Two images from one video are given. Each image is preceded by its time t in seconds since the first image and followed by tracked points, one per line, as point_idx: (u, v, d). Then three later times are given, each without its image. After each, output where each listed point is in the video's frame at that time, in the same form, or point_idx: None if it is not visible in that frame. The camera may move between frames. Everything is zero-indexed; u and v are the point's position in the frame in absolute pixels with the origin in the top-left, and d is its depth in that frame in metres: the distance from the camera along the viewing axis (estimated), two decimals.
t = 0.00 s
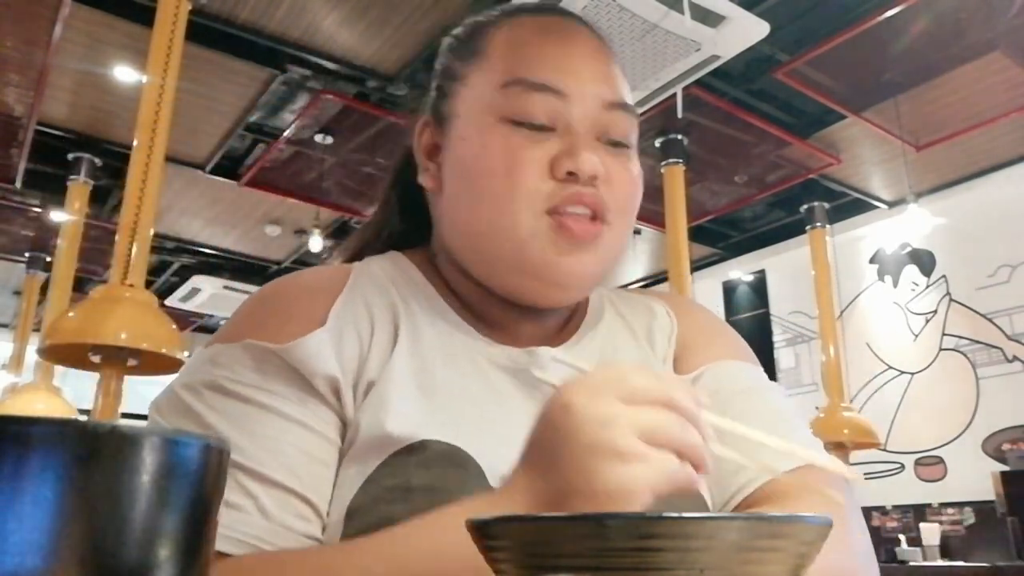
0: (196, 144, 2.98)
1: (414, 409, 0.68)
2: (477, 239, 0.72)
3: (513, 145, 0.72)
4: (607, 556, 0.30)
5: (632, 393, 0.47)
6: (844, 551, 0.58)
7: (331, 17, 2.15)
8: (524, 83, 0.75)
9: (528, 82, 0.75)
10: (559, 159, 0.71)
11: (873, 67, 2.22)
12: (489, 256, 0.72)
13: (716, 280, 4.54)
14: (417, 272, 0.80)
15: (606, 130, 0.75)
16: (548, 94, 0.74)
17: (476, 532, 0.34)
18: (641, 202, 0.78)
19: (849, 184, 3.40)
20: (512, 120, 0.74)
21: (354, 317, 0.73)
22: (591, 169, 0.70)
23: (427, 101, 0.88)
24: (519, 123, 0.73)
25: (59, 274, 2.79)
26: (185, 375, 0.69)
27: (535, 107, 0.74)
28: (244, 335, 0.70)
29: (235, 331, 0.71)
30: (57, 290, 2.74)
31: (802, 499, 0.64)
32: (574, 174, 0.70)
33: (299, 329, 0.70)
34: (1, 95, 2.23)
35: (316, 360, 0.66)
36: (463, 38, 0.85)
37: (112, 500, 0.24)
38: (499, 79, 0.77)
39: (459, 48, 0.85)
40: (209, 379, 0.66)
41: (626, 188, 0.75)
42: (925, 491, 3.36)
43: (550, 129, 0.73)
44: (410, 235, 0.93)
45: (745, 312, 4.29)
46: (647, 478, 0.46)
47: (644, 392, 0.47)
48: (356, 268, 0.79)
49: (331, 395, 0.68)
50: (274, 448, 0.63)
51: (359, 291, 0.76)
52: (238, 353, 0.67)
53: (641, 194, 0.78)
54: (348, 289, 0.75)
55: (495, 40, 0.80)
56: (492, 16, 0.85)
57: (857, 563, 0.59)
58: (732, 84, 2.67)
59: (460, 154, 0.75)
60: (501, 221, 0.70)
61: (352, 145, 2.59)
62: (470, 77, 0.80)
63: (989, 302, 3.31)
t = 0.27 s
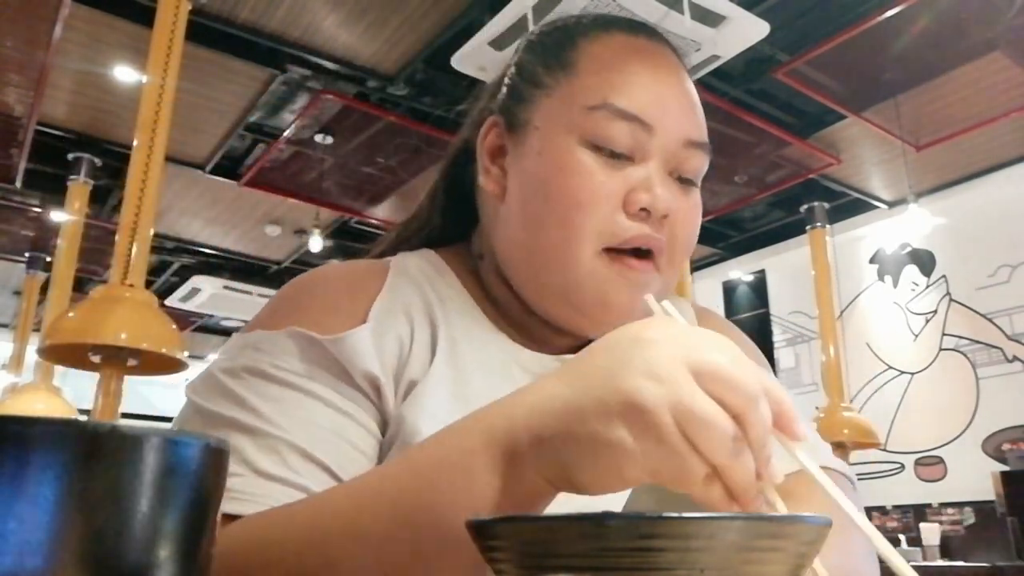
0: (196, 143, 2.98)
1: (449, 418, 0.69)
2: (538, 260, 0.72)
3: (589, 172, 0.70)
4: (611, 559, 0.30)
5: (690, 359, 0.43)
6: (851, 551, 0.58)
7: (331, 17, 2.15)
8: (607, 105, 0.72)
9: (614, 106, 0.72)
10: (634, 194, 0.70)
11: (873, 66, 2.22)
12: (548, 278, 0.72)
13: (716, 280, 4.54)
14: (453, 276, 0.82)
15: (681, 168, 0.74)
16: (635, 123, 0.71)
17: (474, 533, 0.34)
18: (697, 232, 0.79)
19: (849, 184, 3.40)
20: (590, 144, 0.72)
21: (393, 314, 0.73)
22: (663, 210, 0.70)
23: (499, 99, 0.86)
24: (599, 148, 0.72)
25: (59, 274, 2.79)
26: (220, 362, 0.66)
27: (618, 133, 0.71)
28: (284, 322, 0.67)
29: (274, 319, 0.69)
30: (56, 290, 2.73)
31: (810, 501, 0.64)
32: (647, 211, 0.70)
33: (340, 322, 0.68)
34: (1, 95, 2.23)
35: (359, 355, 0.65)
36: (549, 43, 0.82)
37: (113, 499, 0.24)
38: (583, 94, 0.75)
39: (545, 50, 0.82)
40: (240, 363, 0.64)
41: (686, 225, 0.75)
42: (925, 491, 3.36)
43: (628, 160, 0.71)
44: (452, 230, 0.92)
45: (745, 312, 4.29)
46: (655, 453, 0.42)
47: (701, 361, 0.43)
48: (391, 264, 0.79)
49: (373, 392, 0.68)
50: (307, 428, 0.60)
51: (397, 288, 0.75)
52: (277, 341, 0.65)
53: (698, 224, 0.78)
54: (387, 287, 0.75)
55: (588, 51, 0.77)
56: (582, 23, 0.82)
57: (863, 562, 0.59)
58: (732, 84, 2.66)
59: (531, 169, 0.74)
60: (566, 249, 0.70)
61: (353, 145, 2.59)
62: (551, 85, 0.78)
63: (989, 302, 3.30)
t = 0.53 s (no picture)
0: (196, 143, 2.98)
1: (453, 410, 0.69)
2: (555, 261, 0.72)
3: (610, 178, 0.70)
4: (611, 559, 0.30)
5: (690, 344, 0.41)
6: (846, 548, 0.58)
7: (331, 17, 2.15)
8: (634, 114, 0.72)
9: (638, 116, 0.71)
10: (654, 203, 0.69)
11: (873, 67, 2.22)
12: (563, 279, 0.72)
13: (716, 281, 4.54)
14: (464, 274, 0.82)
15: (698, 181, 0.74)
16: (658, 133, 0.71)
17: (475, 533, 0.34)
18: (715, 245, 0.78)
19: (849, 184, 3.40)
20: (613, 151, 0.71)
21: (403, 305, 0.73)
22: (682, 222, 0.69)
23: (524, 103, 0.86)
24: (621, 156, 0.71)
25: (59, 274, 2.79)
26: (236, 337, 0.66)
27: (642, 143, 0.70)
28: (302, 303, 0.69)
29: (291, 301, 0.70)
30: (56, 290, 2.73)
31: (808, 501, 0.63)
32: (667, 221, 0.69)
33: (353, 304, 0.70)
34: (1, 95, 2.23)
35: (370, 338, 0.66)
36: (582, 48, 0.82)
37: (112, 500, 0.24)
38: (608, 101, 0.74)
39: (572, 58, 0.82)
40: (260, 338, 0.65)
41: (704, 237, 0.74)
42: (925, 491, 3.36)
43: (649, 170, 0.71)
44: (467, 228, 0.92)
45: (744, 313, 4.29)
46: (657, 442, 0.41)
47: (704, 345, 0.41)
48: (405, 258, 0.80)
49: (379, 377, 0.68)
50: (319, 406, 0.61)
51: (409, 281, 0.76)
52: (295, 319, 0.66)
53: (716, 237, 0.78)
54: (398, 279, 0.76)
55: (617, 60, 0.77)
56: (616, 31, 0.82)
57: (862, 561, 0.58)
58: (732, 85, 2.67)
59: (551, 173, 0.74)
60: (582, 252, 0.70)
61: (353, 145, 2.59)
62: (577, 91, 0.77)
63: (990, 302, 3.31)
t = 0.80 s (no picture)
0: (196, 143, 2.98)
1: (454, 413, 0.68)
2: (565, 269, 0.72)
3: (626, 188, 0.70)
4: (614, 562, 0.30)
5: (722, 373, 0.47)
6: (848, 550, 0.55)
7: (331, 18, 2.15)
8: (650, 123, 0.72)
9: (655, 127, 0.72)
10: (667, 214, 0.69)
11: (873, 67, 2.22)
12: (572, 288, 0.72)
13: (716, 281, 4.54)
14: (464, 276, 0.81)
15: (709, 194, 0.75)
16: (674, 145, 0.71)
17: (475, 532, 0.34)
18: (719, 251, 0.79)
19: (849, 184, 3.40)
20: (628, 160, 0.72)
21: (406, 307, 0.73)
22: (693, 234, 0.70)
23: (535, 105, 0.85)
24: (638, 166, 0.71)
25: (59, 274, 2.79)
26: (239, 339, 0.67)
27: (657, 152, 0.71)
28: (306, 307, 0.70)
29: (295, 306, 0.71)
30: (56, 290, 2.74)
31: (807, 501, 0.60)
32: (678, 231, 0.70)
33: (356, 309, 0.71)
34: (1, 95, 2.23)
35: (376, 343, 0.67)
36: (598, 52, 0.82)
37: (113, 499, 0.24)
38: (623, 109, 0.74)
39: (585, 64, 0.81)
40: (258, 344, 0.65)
41: (711, 246, 0.75)
42: (925, 491, 3.36)
43: (664, 181, 0.71)
44: (473, 231, 0.92)
45: (745, 313, 4.29)
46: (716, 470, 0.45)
47: (732, 373, 0.47)
48: (407, 260, 0.80)
49: (384, 378, 0.68)
50: (325, 412, 0.62)
51: (412, 284, 0.76)
52: (302, 324, 0.67)
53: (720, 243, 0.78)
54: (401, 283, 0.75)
55: (633, 67, 0.77)
56: (633, 37, 0.82)
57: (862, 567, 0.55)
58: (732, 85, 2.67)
59: (563, 178, 0.74)
60: (594, 261, 0.70)
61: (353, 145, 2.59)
62: (591, 97, 0.77)
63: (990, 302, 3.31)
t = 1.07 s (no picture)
0: (196, 143, 2.98)
1: (462, 411, 0.68)
2: (568, 268, 0.72)
3: (630, 189, 0.70)
4: (613, 560, 0.30)
5: (785, 402, 0.39)
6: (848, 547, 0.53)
7: (331, 17, 2.15)
8: (655, 126, 0.72)
9: (660, 130, 0.72)
10: (671, 215, 0.69)
11: (873, 67, 2.22)
12: (575, 288, 0.72)
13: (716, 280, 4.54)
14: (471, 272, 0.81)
15: (713, 197, 0.75)
16: (679, 147, 0.71)
17: (475, 533, 0.34)
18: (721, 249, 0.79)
19: (849, 184, 3.40)
20: (633, 161, 0.72)
21: (417, 301, 0.73)
22: (698, 236, 0.70)
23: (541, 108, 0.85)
24: (644, 168, 0.71)
25: (59, 274, 2.79)
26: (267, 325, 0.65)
27: (662, 155, 0.71)
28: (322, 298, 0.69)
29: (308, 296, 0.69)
30: (56, 290, 2.74)
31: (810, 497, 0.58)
32: (682, 234, 0.69)
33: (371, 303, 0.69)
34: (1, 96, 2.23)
35: (394, 335, 0.66)
36: (604, 55, 0.82)
37: (113, 500, 0.24)
38: (629, 111, 0.74)
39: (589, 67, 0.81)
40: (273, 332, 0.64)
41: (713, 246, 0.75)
42: (925, 491, 3.36)
43: (668, 183, 0.71)
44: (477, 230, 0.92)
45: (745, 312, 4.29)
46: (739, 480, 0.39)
47: (795, 403, 0.39)
48: (415, 255, 0.80)
49: (397, 371, 0.68)
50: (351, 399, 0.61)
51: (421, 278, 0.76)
52: (320, 318, 0.66)
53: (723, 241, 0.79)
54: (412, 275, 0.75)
55: (639, 69, 0.77)
56: (639, 41, 0.82)
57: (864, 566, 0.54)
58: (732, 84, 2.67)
59: (566, 179, 0.74)
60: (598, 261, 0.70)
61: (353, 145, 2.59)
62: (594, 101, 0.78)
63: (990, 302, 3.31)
